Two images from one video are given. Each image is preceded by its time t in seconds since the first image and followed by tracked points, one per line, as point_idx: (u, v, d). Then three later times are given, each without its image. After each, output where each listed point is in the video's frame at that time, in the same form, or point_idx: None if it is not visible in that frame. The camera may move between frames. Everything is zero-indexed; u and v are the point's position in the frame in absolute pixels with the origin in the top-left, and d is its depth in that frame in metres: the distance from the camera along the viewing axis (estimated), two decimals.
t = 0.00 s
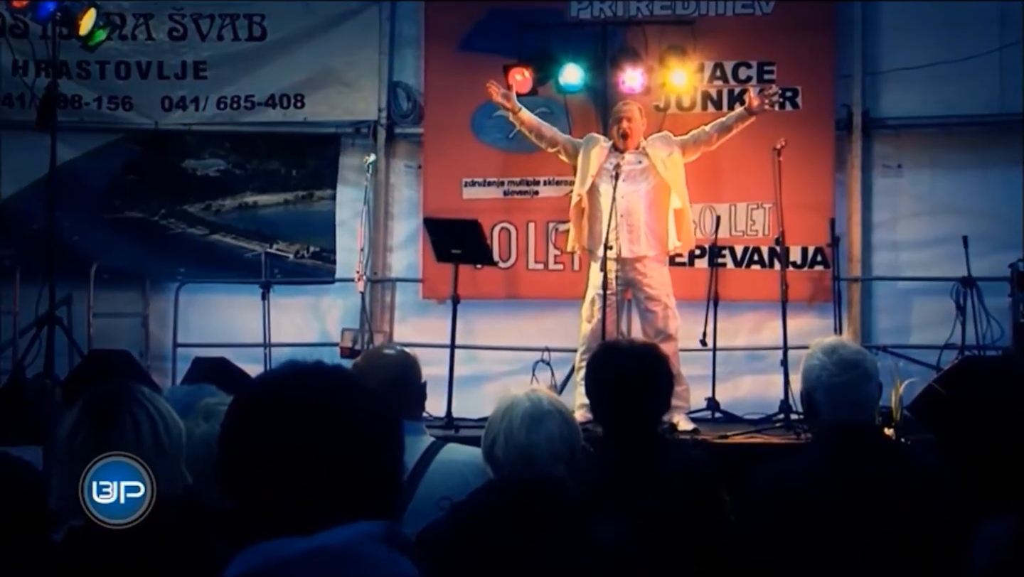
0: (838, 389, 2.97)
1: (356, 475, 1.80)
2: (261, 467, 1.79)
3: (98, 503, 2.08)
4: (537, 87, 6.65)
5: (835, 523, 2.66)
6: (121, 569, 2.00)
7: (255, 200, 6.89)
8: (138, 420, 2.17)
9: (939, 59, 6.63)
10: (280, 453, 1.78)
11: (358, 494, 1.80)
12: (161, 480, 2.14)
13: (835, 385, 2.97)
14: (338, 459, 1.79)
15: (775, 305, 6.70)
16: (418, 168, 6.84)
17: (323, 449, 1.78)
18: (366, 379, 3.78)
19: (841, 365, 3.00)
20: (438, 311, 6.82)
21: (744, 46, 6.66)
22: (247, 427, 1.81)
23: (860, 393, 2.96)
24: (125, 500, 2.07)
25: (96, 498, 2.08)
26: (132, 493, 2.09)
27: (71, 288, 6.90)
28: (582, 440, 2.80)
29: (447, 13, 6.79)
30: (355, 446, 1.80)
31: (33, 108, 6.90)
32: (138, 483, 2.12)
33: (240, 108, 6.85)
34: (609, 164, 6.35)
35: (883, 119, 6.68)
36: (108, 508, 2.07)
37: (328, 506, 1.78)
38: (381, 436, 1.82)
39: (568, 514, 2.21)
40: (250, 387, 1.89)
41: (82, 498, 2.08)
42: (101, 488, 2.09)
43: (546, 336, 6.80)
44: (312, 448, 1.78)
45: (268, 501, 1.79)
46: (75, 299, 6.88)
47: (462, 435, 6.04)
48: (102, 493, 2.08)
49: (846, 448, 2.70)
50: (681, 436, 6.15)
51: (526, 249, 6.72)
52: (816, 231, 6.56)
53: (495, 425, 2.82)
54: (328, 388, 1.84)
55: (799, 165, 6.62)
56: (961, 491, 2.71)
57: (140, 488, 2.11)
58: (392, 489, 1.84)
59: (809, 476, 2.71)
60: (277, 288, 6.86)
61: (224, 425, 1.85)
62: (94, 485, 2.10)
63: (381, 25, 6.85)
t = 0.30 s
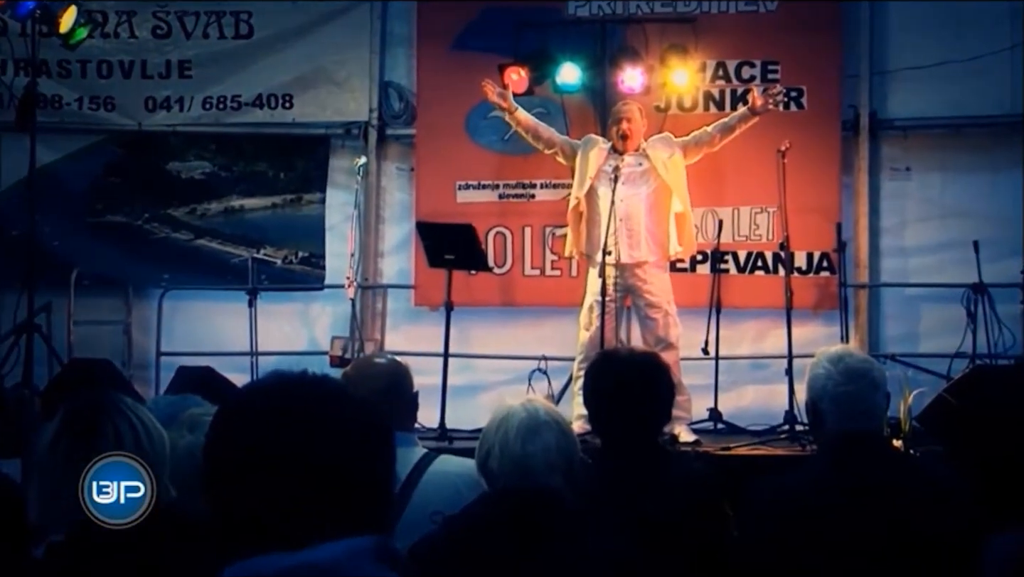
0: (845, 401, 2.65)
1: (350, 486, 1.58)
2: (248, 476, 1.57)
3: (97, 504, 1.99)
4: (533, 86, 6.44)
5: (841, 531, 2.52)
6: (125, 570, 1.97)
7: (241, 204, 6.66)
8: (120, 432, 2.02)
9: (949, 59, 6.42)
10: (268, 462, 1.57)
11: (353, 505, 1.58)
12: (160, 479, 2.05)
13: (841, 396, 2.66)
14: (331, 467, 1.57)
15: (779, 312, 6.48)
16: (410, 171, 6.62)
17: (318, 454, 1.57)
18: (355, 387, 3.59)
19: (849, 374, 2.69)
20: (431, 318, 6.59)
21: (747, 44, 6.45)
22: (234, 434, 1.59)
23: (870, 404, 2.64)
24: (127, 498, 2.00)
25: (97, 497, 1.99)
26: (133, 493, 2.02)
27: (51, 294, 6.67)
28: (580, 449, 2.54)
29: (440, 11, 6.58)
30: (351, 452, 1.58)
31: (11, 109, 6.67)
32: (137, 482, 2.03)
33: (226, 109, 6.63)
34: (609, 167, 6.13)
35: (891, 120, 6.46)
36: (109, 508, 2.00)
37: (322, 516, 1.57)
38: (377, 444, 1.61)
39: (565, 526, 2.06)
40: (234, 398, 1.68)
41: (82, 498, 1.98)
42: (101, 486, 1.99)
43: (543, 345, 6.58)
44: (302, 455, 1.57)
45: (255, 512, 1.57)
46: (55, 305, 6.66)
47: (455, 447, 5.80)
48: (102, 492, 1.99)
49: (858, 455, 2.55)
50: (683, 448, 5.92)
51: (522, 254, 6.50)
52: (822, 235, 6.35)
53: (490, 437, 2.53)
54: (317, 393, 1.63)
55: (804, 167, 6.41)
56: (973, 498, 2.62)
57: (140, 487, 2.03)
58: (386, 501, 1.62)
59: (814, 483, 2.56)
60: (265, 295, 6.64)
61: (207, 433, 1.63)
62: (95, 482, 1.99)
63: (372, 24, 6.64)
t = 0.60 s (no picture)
0: (849, 410, 2.54)
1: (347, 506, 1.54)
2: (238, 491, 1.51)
3: (96, 505, 1.87)
4: (529, 85, 6.25)
5: (845, 546, 2.36)
6: None
7: (228, 206, 6.45)
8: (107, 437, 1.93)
9: (958, 57, 6.22)
10: (264, 479, 1.51)
11: (345, 519, 1.54)
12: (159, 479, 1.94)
13: (846, 404, 2.56)
14: (325, 490, 1.53)
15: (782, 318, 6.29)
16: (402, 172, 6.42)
17: (314, 475, 1.52)
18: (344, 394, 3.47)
19: (855, 382, 2.59)
20: (423, 324, 6.39)
21: (749, 41, 6.26)
22: (228, 449, 1.54)
23: (875, 414, 2.54)
24: (126, 499, 1.88)
25: (97, 498, 1.87)
26: (132, 494, 1.90)
27: (31, 299, 6.46)
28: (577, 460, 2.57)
29: (433, 7, 6.38)
30: (345, 472, 1.54)
31: None
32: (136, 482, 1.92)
33: (213, 108, 6.44)
34: (607, 167, 5.92)
35: (899, 120, 6.27)
36: (109, 509, 1.87)
37: (311, 535, 1.52)
38: (368, 462, 1.56)
39: (549, 529, 1.78)
40: (219, 407, 1.62)
41: (82, 500, 1.87)
42: (101, 486, 1.87)
43: (539, 352, 6.38)
44: (299, 474, 1.52)
45: (247, 530, 1.51)
46: (35, 312, 6.45)
47: (448, 456, 5.59)
48: (103, 492, 1.87)
49: (867, 474, 2.41)
50: (683, 459, 5.72)
51: (518, 257, 6.31)
52: (827, 238, 6.16)
53: (485, 446, 2.58)
54: (311, 409, 1.58)
55: (808, 168, 6.22)
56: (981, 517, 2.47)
57: (139, 487, 1.92)
58: (377, 517, 1.59)
59: (826, 502, 2.41)
60: (252, 300, 6.44)
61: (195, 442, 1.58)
62: (95, 482, 1.88)
63: (363, 21, 6.44)
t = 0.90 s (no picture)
0: (857, 422, 2.51)
1: (336, 514, 1.58)
2: (229, 508, 1.56)
3: (97, 503, 2.23)
4: (523, 84, 6.03)
5: (836, 558, 2.38)
6: None
7: (211, 211, 6.23)
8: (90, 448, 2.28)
9: (966, 56, 6.01)
10: (253, 493, 1.56)
11: (336, 524, 1.57)
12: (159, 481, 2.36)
13: (854, 417, 2.51)
14: (311, 501, 1.56)
15: (784, 326, 6.08)
16: (391, 175, 6.21)
17: (300, 486, 1.57)
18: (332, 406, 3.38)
19: (860, 393, 2.56)
20: (414, 332, 6.18)
21: (750, 40, 6.05)
22: (215, 465, 1.58)
23: (881, 426, 2.50)
24: (126, 498, 2.28)
25: (97, 497, 2.24)
26: (133, 494, 2.30)
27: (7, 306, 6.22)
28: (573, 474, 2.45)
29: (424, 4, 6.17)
30: (333, 476, 1.59)
31: None
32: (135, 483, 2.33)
33: (195, 109, 6.22)
34: (604, 168, 5.72)
35: (905, 121, 6.07)
36: (109, 507, 2.24)
37: (302, 547, 1.55)
38: (358, 466, 1.62)
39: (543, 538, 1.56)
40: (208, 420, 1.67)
41: (83, 499, 2.22)
42: (101, 486, 2.25)
43: (533, 360, 6.17)
44: (286, 484, 1.56)
45: (239, 544, 1.56)
46: (9, 320, 6.21)
47: (439, 469, 5.37)
48: (103, 492, 2.25)
49: (867, 484, 2.42)
50: (683, 472, 5.49)
51: (511, 263, 6.10)
52: (831, 243, 5.95)
53: (476, 460, 2.45)
54: (298, 420, 1.62)
55: (811, 171, 6.02)
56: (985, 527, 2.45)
57: (140, 487, 2.33)
58: (368, 523, 1.62)
59: (823, 515, 2.42)
60: (236, 308, 6.22)
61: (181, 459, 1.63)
62: (96, 482, 2.25)
63: (351, 18, 6.22)
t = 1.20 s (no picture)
0: (862, 430, 2.50)
1: (331, 523, 1.52)
2: (216, 519, 1.52)
3: (99, 503, 2.60)
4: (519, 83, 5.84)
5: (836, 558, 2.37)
6: None
7: (197, 213, 6.04)
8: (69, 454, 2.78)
9: (976, 53, 5.82)
10: (241, 503, 1.51)
11: (325, 531, 1.51)
12: (157, 481, 2.63)
13: (859, 425, 2.51)
14: (301, 511, 1.51)
15: (788, 332, 5.90)
16: (383, 177, 6.02)
17: (289, 496, 1.51)
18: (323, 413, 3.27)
19: (866, 401, 2.54)
20: (406, 338, 5.99)
21: (752, 37, 5.88)
22: (197, 474, 1.54)
23: (888, 435, 2.49)
24: (127, 498, 2.60)
25: (99, 497, 2.60)
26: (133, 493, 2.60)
27: None
28: (569, 482, 2.37)
29: None
30: (323, 484, 1.53)
31: None
32: (136, 482, 2.63)
33: (180, 108, 6.02)
34: (603, 168, 5.53)
35: (913, 120, 5.88)
36: (111, 508, 2.61)
37: (295, 559, 1.50)
38: (348, 474, 1.56)
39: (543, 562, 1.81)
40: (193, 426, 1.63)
41: (85, 498, 2.59)
42: (103, 486, 2.61)
43: (529, 368, 5.97)
44: (273, 493, 1.51)
45: (228, 556, 1.52)
46: None
47: (432, 479, 5.18)
48: (104, 492, 2.61)
49: (873, 494, 2.39)
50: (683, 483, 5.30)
51: (506, 267, 5.92)
52: (837, 246, 5.79)
53: (471, 471, 2.36)
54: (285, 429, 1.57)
55: (816, 172, 5.84)
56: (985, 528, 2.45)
57: (139, 487, 2.61)
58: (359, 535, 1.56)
59: (829, 524, 2.40)
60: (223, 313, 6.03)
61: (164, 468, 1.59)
62: (97, 483, 2.61)
63: (341, 15, 6.04)
